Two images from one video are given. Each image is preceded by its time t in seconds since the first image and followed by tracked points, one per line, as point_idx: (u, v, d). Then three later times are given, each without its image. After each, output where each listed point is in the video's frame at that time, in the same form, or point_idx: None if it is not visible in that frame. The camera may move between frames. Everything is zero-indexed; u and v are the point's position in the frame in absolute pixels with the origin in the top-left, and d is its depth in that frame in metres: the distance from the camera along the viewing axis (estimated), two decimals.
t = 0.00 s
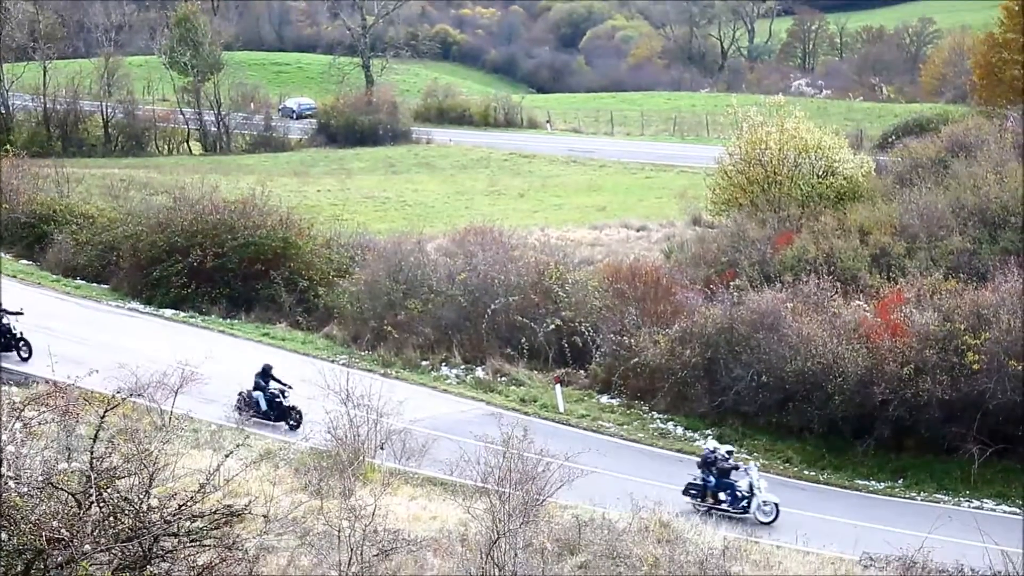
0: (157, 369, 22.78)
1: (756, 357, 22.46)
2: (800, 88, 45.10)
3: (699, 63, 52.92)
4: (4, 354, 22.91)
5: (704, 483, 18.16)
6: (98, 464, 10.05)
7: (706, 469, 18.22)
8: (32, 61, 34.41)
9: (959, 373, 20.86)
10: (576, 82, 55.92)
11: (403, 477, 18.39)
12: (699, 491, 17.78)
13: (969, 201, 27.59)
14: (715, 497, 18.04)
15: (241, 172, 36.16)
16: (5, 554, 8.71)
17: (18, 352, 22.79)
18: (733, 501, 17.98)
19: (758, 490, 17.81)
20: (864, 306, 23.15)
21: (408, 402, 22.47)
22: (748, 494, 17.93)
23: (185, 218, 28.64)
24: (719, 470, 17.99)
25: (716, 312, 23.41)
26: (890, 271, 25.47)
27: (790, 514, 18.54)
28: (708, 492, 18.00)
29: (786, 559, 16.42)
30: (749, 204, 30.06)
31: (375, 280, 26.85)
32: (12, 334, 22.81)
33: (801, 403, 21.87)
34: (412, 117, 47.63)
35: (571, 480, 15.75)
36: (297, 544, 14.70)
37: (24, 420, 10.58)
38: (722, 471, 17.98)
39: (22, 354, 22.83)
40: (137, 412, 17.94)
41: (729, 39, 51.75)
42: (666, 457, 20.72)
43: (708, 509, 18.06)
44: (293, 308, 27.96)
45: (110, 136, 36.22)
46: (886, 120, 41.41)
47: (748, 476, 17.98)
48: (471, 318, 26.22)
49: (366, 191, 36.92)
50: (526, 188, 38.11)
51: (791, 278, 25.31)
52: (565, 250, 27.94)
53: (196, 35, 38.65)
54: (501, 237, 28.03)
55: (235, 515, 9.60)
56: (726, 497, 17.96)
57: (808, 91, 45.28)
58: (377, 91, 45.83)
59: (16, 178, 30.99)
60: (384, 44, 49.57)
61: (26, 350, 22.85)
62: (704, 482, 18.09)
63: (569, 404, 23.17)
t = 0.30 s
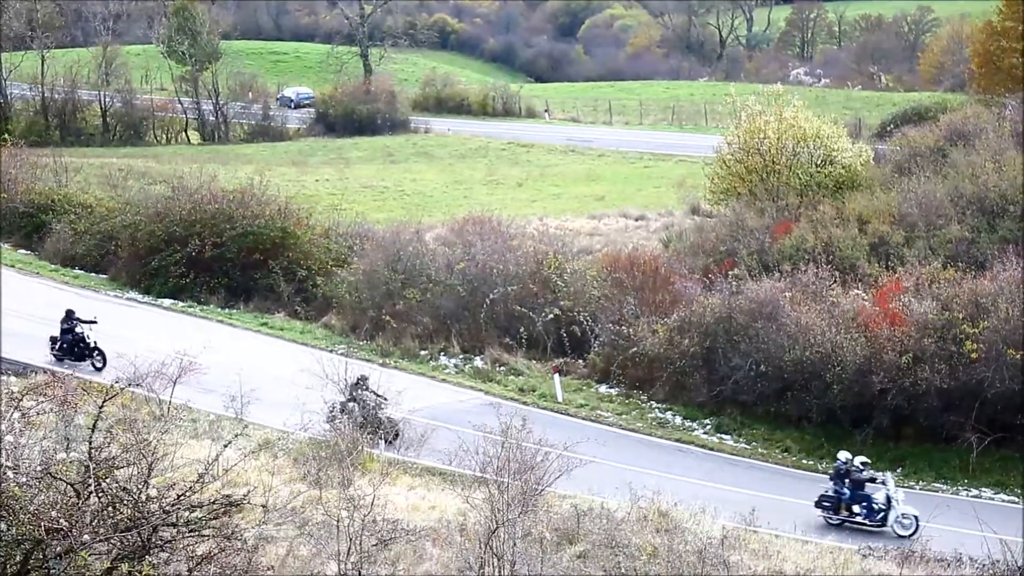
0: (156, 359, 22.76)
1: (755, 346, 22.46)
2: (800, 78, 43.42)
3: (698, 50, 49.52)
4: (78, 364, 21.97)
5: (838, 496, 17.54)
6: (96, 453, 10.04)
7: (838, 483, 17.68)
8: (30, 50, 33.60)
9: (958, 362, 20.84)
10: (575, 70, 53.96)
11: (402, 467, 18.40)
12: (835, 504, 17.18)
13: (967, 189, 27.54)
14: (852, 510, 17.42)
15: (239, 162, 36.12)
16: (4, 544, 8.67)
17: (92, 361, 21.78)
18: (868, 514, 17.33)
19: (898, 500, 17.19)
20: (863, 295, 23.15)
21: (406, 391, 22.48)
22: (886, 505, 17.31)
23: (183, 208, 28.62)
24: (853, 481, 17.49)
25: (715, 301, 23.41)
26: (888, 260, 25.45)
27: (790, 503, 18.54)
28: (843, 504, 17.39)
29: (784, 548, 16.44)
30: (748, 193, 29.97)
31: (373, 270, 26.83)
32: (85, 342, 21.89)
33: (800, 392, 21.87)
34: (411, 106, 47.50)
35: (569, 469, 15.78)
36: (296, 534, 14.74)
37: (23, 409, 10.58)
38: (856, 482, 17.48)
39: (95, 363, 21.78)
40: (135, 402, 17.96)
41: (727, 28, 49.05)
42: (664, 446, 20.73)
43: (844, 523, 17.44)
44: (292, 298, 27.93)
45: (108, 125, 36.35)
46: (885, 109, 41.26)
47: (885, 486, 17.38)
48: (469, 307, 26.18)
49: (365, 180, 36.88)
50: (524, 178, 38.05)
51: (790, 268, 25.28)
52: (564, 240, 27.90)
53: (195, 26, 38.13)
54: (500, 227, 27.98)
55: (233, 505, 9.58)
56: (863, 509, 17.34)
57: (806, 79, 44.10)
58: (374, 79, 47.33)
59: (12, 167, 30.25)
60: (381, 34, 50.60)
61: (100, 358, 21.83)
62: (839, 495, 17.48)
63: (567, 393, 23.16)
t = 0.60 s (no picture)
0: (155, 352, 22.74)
1: (754, 337, 22.43)
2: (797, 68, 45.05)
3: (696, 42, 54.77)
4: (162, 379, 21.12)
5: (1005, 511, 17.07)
6: (95, 446, 10.03)
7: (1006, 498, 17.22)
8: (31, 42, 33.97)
9: (957, 353, 20.82)
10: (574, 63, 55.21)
11: (402, 459, 18.41)
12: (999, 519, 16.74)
13: (966, 180, 27.51)
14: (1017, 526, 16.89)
15: (238, 154, 36.05)
16: (3, 535, 8.65)
17: (181, 377, 21.14)
18: None
19: None
20: (862, 286, 23.12)
21: (406, 383, 22.48)
22: None
23: (183, 200, 28.58)
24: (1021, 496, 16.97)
25: (714, 293, 23.36)
26: (888, 251, 25.42)
27: (789, 494, 18.55)
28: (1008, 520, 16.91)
29: (784, 539, 16.45)
30: (747, 184, 29.96)
31: (373, 261, 26.78)
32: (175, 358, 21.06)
33: (799, 383, 21.85)
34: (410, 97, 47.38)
35: (568, 461, 15.78)
36: (295, 526, 14.76)
37: (22, 402, 10.59)
38: None
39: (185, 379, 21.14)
40: (135, 394, 17.97)
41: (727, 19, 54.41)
42: (664, 438, 20.72)
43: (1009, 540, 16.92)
44: (291, 290, 27.89)
45: (107, 117, 36.13)
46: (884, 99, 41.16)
47: None
48: (468, 299, 26.15)
49: (364, 171, 36.82)
50: (524, 169, 37.98)
51: (789, 259, 25.25)
52: (563, 231, 27.86)
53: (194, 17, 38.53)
54: (499, 218, 27.95)
55: (233, 497, 9.57)
56: None
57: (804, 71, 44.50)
58: (372, 74, 45.30)
59: (13, 159, 30.79)
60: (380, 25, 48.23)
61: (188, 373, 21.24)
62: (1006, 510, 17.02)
63: (567, 385, 23.18)
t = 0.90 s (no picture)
0: (154, 347, 22.73)
1: (754, 332, 22.42)
2: (797, 63, 44.92)
3: (695, 37, 54.71)
4: (248, 395, 20.76)
5: None
6: (95, 440, 10.02)
7: None
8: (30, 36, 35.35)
9: (956, 348, 20.82)
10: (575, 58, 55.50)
11: (401, 453, 18.40)
12: None
13: (966, 175, 27.45)
14: None
15: (237, 149, 36.01)
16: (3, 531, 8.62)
17: (264, 394, 20.61)
18: None
19: None
20: (861, 281, 23.08)
21: (404, 377, 22.47)
22: None
23: (182, 194, 28.57)
24: None
25: (714, 287, 23.34)
26: (888, 246, 25.38)
27: (788, 489, 18.57)
28: None
29: (783, 534, 16.46)
30: (747, 179, 29.91)
31: (372, 256, 26.76)
32: (257, 374, 20.56)
33: (799, 378, 21.84)
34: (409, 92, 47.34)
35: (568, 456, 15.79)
36: (294, 521, 14.78)
37: (22, 397, 10.62)
38: None
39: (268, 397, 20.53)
40: (134, 389, 18.01)
41: (727, 14, 54.90)
42: (663, 433, 20.72)
43: None
44: (291, 284, 27.85)
45: (106, 112, 35.79)
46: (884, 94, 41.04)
47: None
48: (468, 294, 26.15)
49: (363, 166, 36.80)
50: (524, 164, 37.95)
51: (789, 254, 25.25)
52: (562, 226, 27.83)
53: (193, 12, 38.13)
54: (499, 213, 27.89)
55: (233, 492, 9.56)
56: None
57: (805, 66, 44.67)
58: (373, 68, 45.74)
59: (12, 153, 30.95)
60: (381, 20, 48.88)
61: (271, 391, 20.67)
62: None
63: (567, 379, 23.19)
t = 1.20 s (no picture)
0: (154, 338, 22.74)
1: (753, 324, 22.40)
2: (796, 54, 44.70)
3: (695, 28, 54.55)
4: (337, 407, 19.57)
5: None
6: (94, 432, 10.01)
7: None
8: (29, 28, 34.58)
9: (956, 339, 20.81)
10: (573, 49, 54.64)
11: (401, 445, 18.40)
12: None
13: (965, 166, 27.39)
14: None
15: (236, 140, 35.96)
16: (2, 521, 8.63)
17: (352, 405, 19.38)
18: None
19: None
20: (861, 272, 23.04)
21: (404, 369, 22.47)
22: None
23: (181, 185, 28.50)
24: None
25: (713, 279, 23.32)
26: (887, 237, 25.35)
27: (788, 479, 18.59)
28: None
29: (782, 524, 16.50)
30: (746, 170, 29.86)
31: (371, 248, 26.72)
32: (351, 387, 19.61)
33: (799, 369, 21.84)
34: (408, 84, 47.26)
35: (567, 447, 15.79)
36: (294, 511, 14.82)
37: (21, 388, 10.64)
38: None
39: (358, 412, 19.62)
40: (133, 380, 18.05)
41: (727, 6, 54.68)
42: (663, 424, 20.73)
43: None
44: (290, 276, 27.85)
45: (105, 103, 35.74)
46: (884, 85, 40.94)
47: None
48: (467, 285, 26.14)
49: (362, 157, 36.76)
50: (523, 155, 37.90)
51: (788, 245, 25.23)
52: (562, 218, 27.79)
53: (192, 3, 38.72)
54: (499, 204, 27.81)
55: (233, 483, 9.58)
56: None
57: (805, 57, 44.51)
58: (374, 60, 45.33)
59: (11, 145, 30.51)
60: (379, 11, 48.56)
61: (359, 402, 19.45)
62: None
63: (566, 371, 23.20)
